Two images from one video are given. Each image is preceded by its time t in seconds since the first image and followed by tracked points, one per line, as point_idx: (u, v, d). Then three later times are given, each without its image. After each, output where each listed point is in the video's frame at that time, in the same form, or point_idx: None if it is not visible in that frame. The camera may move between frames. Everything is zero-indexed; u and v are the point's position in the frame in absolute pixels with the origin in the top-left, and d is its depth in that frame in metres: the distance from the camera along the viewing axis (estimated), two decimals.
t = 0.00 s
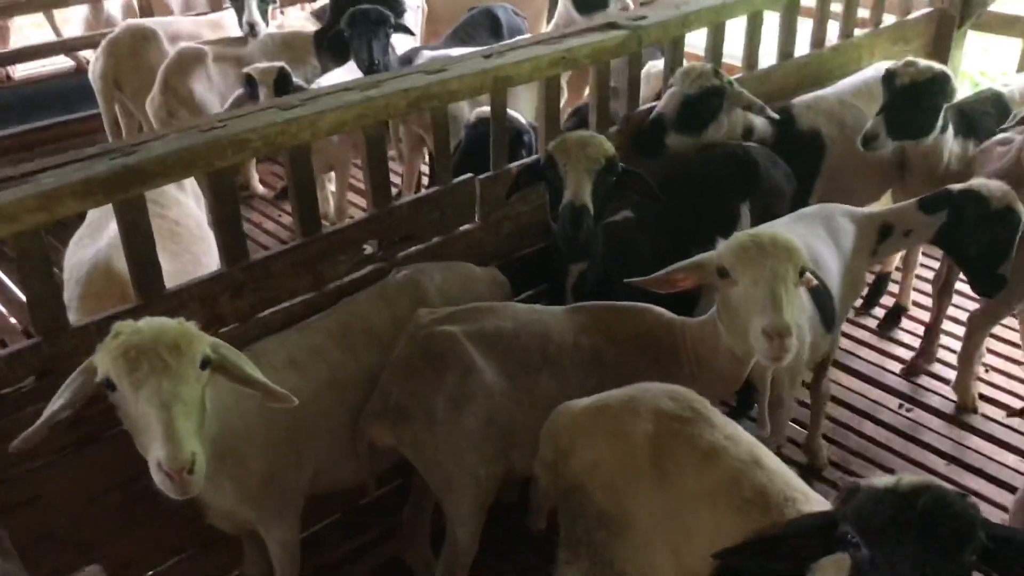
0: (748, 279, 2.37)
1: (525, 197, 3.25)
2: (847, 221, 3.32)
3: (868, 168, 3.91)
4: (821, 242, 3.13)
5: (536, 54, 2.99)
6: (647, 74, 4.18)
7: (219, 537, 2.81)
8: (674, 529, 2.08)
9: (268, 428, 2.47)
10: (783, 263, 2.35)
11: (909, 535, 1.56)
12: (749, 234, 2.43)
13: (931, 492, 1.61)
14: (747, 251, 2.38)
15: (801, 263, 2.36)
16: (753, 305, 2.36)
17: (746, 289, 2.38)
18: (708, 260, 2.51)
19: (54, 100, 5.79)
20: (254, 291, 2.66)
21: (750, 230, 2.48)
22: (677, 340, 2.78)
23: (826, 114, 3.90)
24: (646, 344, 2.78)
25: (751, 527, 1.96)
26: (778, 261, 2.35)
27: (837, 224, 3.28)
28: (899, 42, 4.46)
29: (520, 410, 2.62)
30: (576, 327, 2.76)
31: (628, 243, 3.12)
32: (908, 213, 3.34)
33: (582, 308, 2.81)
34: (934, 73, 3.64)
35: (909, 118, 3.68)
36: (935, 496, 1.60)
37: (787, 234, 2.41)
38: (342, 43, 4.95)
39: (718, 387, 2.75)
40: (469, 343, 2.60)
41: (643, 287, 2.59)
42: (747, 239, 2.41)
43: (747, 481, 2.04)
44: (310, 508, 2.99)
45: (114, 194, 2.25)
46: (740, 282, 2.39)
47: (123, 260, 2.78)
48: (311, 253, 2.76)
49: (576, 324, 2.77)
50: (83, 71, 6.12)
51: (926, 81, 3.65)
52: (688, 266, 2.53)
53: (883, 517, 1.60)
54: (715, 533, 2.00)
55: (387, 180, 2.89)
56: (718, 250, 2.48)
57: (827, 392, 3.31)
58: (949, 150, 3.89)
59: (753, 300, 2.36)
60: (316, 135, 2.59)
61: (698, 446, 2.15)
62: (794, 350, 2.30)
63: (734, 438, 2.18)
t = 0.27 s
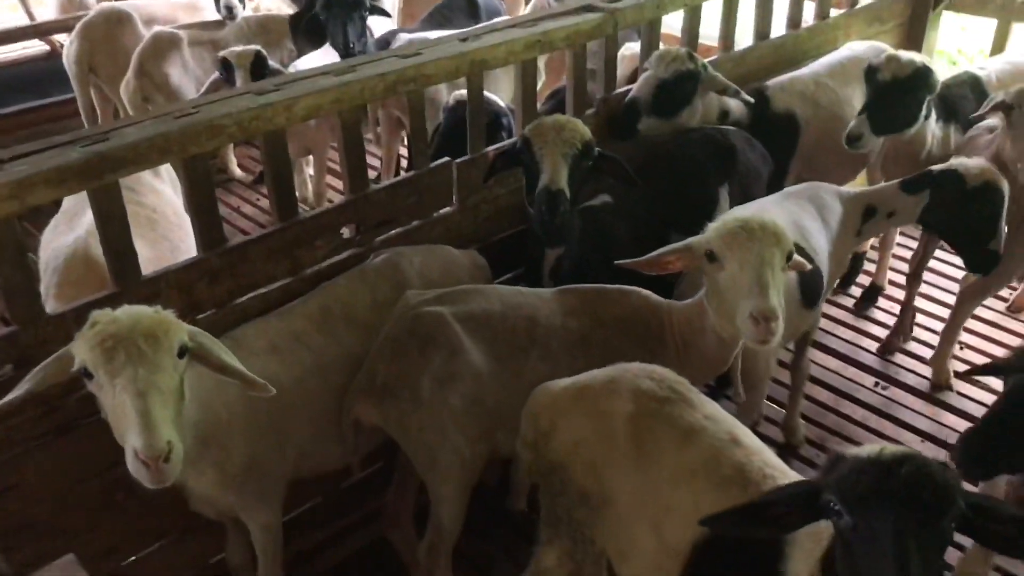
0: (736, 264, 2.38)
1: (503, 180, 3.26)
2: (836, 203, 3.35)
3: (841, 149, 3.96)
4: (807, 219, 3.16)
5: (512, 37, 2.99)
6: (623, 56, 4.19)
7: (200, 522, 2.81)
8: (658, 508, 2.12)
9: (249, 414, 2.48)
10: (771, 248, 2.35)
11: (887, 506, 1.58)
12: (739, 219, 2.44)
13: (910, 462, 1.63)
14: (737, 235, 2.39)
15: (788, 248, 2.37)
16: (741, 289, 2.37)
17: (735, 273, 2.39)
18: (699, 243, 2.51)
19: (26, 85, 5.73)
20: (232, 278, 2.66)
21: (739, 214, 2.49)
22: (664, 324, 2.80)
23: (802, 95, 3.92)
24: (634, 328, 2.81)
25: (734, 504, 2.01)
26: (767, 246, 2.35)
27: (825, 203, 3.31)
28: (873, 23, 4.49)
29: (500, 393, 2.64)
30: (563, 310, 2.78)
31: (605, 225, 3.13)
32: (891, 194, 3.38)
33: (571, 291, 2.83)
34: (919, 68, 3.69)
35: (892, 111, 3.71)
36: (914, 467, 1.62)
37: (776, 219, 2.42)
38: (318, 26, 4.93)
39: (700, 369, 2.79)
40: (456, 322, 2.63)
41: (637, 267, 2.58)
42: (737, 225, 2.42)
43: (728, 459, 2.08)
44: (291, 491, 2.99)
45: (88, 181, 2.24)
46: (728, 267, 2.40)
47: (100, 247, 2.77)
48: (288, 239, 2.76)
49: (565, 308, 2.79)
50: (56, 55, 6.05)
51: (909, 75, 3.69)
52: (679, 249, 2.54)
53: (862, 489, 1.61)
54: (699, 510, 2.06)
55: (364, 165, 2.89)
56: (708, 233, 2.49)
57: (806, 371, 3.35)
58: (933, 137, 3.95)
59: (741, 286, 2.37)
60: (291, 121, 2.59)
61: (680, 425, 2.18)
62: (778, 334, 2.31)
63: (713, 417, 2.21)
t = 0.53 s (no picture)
0: (738, 262, 2.39)
1: (486, 172, 3.26)
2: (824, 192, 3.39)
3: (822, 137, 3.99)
4: (788, 206, 3.20)
5: (495, 28, 2.98)
6: (605, 46, 4.19)
7: (186, 516, 2.81)
8: (644, 500, 2.12)
9: (234, 408, 2.47)
10: (773, 245, 2.36)
11: (873, 492, 1.60)
12: (740, 216, 2.44)
13: (895, 450, 1.65)
14: (739, 233, 2.39)
15: (789, 245, 2.39)
16: (742, 286, 2.39)
17: (736, 270, 2.40)
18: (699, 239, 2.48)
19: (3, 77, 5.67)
20: (215, 272, 2.65)
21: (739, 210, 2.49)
22: (656, 315, 2.78)
23: (782, 84, 3.93)
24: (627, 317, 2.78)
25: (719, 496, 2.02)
26: (770, 245, 2.37)
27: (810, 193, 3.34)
28: (853, 12, 4.51)
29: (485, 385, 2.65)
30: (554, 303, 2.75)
31: (587, 215, 3.14)
32: (874, 182, 3.41)
33: (563, 282, 2.81)
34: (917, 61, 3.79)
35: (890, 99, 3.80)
36: (901, 454, 1.64)
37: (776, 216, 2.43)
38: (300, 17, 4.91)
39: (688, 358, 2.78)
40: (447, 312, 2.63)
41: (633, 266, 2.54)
42: (737, 222, 2.42)
43: (713, 452, 2.10)
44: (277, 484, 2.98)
45: (68, 176, 2.22)
46: (730, 265, 2.40)
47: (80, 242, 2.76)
48: (271, 232, 2.75)
49: (557, 300, 2.76)
50: (34, 44, 6.00)
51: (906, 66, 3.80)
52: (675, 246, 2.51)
53: (849, 476, 1.64)
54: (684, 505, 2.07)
55: (346, 158, 2.89)
56: (707, 230, 2.48)
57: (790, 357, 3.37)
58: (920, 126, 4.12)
59: (743, 286, 2.38)
60: (273, 114, 2.58)
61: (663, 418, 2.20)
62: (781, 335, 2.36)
63: (698, 410, 2.22)
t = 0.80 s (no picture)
0: (724, 257, 2.39)
1: (470, 166, 3.26)
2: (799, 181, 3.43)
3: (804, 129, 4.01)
4: (767, 198, 3.24)
5: (478, 22, 2.98)
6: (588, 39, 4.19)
7: (172, 512, 2.81)
8: (631, 493, 2.14)
9: (220, 405, 2.47)
10: (758, 240, 2.38)
11: (857, 484, 1.62)
12: (726, 211, 2.44)
13: (879, 442, 1.67)
14: (725, 227, 2.40)
15: (774, 240, 2.40)
16: (728, 281, 2.39)
17: (722, 264, 2.40)
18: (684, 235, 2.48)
19: None
20: (198, 268, 2.65)
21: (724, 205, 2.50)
22: (643, 307, 2.79)
23: (764, 77, 3.95)
24: (614, 309, 2.80)
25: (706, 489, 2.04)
26: (756, 240, 2.38)
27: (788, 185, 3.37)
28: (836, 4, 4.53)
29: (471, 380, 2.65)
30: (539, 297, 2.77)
31: (572, 208, 3.14)
32: (843, 170, 3.47)
33: (550, 276, 2.82)
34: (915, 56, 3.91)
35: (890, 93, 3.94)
36: (885, 445, 1.66)
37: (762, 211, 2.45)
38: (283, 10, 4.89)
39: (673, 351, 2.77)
40: (435, 306, 2.63)
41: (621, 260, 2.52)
42: (722, 217, 2.43)
43: (699, 446, 2.12)
44: (262, 479, 2.97)
45: (50, 174, 2.21)
46: (716, 259, 2.41)
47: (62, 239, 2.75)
48: (255, 229, 2.75)
49: (543, 294, 2.77)
50: (15, 38, 5.96)
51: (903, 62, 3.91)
52: (660, 242, 2.51)
53: (834, 467, 1.65)
54: (672, 500, 2.08)
55: (330, 153, 2.88)
56: (694, 226, 2.48)
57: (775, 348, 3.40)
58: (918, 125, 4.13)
59: (729, 280, 2.39)
60: (255, 109, 2.57)
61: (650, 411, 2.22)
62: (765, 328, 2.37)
63: (684, 405, 2.24)
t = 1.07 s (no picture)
0: (695, 253, 2.41)
1: (454, 164, 3.26)
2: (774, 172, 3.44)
3: (787, 126, 4.02)
4: (748, 196, 3.25)
5: (461, 20, 2.97)
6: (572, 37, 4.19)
7: (159, 512, 2.81)
8: (617, 492, 2.15)
9: (205, 405, 2.47)
10: (729, 236, 2.38)
11: (837, 483, 1.63)
12: (698, 209, 2.46)
13: (860, 442, 1.68)
14: (696, 225, 2.41)
15: (748, 236, 2.41)
16: (700, 278, 2.40)
17: (694, 261, 2.41)
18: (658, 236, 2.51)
19: None
20: (182, 268, 2.64)
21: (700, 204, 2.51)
22: (631, 310, 2.78)
23: (747, 73, 3.96)
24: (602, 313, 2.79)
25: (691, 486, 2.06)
26: (728, 236, 2.38)
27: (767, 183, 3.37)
28: None
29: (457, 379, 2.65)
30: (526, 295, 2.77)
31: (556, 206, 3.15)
32: (815, 158, 3.46)
33: (540, 279, 2.80)
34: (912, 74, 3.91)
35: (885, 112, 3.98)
36: (866, 445, 1.67)
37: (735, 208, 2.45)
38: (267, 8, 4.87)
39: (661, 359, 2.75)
40: (423, 307, 2.62)
41: (600, 262, 2.56)
42: (694, 215, 2.44)
43: (685, 444, 2.14)
44: (248, 479, 2.96)
45: (32, 175, 2.20)
46: (688, 257, 2.43)
47: (44, 241, 2.74)
48: (239, 228, 2.74)
49: (532, 297, 2.76)
50: None
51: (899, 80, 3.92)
52: (640, 242, 2.53)
53: (816, 465, 1.66)
54: (657, 498, 2.10)
55: (314, 152, 2.88)
56: (669, 225, 2.50)
57: (758, 344, 3.43)
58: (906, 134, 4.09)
59: (701, 275, 2.39)
60: (238, 109, 2.56)
61: (636, 410, 2.23)
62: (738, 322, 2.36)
63: (670, 403, 2.25)
